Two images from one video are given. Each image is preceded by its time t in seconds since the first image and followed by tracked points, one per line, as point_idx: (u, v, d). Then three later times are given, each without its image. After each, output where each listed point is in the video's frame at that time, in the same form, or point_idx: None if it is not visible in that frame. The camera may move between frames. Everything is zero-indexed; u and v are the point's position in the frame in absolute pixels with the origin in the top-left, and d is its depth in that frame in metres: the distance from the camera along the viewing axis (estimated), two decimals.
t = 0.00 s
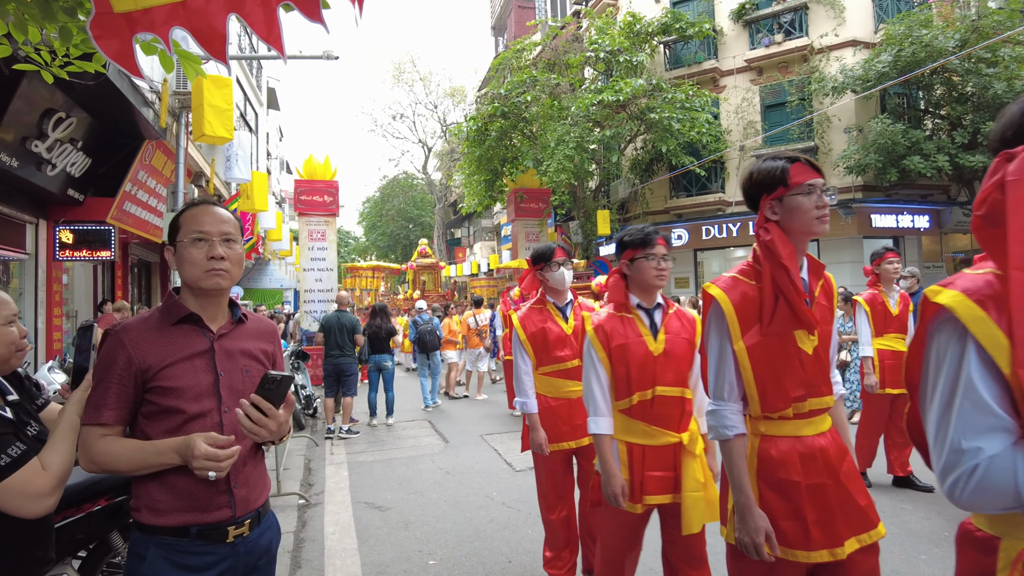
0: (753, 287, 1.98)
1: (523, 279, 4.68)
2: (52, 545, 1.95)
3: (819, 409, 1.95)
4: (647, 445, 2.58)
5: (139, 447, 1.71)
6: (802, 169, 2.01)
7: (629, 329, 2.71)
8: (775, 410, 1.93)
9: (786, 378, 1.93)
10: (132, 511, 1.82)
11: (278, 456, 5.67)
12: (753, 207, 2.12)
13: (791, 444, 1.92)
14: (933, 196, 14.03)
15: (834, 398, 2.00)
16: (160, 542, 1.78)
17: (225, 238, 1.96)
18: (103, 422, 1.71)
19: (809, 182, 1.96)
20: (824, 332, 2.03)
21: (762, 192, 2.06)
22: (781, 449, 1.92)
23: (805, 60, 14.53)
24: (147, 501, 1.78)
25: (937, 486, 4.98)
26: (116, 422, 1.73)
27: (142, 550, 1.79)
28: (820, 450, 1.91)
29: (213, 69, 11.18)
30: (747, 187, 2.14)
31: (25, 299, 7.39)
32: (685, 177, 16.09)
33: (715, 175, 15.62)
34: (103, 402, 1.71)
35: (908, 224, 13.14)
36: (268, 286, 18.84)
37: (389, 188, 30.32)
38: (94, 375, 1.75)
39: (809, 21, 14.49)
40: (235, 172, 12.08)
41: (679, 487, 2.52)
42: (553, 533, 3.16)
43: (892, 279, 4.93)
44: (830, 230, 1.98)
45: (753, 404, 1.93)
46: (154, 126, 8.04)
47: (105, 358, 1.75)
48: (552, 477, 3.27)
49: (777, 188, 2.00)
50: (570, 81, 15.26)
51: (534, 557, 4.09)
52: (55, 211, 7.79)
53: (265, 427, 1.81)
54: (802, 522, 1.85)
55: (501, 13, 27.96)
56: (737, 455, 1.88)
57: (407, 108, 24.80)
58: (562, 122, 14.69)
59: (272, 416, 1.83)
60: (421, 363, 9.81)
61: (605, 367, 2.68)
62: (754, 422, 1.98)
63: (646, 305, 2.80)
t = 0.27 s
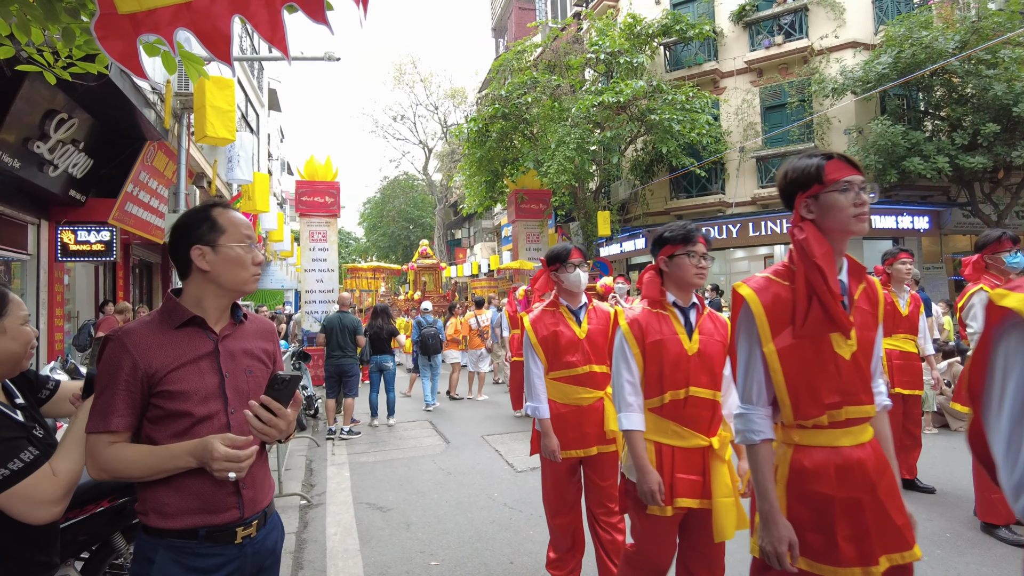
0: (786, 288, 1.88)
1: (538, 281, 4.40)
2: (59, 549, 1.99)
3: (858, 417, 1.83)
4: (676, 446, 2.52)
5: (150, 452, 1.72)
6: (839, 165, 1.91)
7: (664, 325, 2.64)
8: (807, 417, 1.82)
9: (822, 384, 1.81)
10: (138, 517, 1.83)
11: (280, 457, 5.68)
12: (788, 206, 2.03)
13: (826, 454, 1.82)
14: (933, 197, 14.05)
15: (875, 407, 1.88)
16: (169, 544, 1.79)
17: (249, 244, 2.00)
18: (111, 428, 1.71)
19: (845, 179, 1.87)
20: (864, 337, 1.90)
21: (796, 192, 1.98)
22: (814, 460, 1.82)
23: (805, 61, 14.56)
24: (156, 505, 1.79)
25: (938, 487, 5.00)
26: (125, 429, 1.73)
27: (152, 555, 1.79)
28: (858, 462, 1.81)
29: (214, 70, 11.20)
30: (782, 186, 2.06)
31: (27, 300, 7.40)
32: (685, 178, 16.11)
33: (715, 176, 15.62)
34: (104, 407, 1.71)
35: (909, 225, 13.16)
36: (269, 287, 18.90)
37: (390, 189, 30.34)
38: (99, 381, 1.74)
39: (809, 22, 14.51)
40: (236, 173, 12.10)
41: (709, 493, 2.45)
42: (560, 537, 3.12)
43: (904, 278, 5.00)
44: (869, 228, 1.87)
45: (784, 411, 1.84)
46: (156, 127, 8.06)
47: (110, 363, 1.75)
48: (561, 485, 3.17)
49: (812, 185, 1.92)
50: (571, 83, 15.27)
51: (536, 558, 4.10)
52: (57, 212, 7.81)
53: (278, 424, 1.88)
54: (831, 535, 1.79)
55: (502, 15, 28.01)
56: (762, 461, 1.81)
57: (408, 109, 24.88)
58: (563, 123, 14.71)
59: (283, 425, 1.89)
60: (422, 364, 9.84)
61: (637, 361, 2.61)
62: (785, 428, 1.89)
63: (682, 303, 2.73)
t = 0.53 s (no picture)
0: (830, 286, 1.83)
1: (560, 277, 4.16)
2: (60, 548, 1.97)
3: (904, 425, 1.78)
4: (690, 450, 2.48)
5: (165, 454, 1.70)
6: (884, 158, 1.83)
7: (684, 326, 2.58)
8: (849, 421, 1.78)
9: (864, 388, 1.76)
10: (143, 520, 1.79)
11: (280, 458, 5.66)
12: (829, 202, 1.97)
13: (868, 462, 1.78)
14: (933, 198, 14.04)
15: (922, 413, 1.82)
16: (179, 546, 1.76)
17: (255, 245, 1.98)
18: (119, 433, 1.66)
19: (891, 172, 1.80)
20: (912, 340, 1.84)
21: (836, 188, 1.92)
22: (855, 467, 1.78)
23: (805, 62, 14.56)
24: (167, 508, 1.75)
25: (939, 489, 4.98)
26: (134, 432, 1.68)
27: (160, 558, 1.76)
28: (901, 471, 1.77)
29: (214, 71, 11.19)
30: (824, 180, 1.99)
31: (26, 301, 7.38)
32: (685, 179, 16.09)
33: (715, 177, 15.61)
34: (113, 409, 1.66)
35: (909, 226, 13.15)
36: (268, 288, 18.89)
37: (390, 189, 30.33)
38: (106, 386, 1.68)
39: (809, 23, 14.51)
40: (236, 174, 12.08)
41: (722, 498, 2.43)
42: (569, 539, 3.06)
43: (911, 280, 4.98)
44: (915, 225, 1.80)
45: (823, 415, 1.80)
46: (156, 128, 8.04)
47: (116, 366, 1.69)
48: (575, 490, 3.11)
49: (856, 180, 1.85)
50: (571, 84, 15.24)
51: (537, 561, 4.08)
52: (56, 213, 7.79)
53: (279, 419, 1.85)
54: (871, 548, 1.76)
55: (502, 16, 28.01)
56: (795, 465, 1.77)
57: (408, 110, 24.87)
58: (563, 124, 14.71)
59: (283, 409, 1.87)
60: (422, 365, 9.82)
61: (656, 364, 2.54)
62: (823, 433, 1.85)
63: (704, 304, 2.66)
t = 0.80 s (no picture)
0: (856, 283, 1.79)
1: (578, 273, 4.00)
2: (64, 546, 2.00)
3: (930, 428, 1.74)
4: (698, 455, 2.45)
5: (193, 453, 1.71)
6: (921, 152, 1.79)
7: (694, 328, 2.53)
8: (869, 421, 1.74)
9: (889, 389, 1.72)
10: (147, 526, 1.76)
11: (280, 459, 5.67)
12: (860, 192, 1.92)
13: (887, 465, 1.74)
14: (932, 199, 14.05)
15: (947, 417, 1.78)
16: (194, 547, 1.76)
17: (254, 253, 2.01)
18: (142, 437, 1.65)
19: (929, 167, 1.75)
20: (941, 339, 1.80)
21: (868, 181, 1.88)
22: (873, 470, 1.74)
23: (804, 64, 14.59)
24: (180, 510, 1.75)
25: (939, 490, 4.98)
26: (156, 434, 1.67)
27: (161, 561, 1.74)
28: (920, 474, 1.73)
29: (214, 73, 11.21)
30: (855, 173, 1.95)
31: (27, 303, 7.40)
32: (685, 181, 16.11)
33: (715, 178, 15.64)
34: (138, 414, 1.65)
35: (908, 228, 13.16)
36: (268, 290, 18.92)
37: (390, 191, 30.38)
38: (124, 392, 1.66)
39: (808, 25, 14.54)
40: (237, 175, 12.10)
41: (727, 504, 2.41)
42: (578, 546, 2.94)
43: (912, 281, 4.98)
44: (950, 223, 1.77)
45: (844, 414, 1.76)
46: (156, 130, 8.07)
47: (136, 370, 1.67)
48: (591, 496, 3.00)
49: (890, 174, 1.81)
50: (571, 85, 15.26)
51: (536, 561, 4.09)
52: (57, 215, 7.81)
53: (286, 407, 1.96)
54: (894, 554, 1.71)
55: (502, 18, 28.06)
56: (822, 466, 1.73)
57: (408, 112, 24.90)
58: (562, 126, 14.73)
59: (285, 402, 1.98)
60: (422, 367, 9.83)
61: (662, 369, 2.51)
62: (846, 435, 1.80)
63: (715, 306, 2.63)
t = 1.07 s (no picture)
0: (878, 282, 1.78)
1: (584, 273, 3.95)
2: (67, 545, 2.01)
3: (946, 436, 1.73)
4: (719, 467, 2.28)
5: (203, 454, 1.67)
6: (955, 148, 1.74)
7: (700, 334, 2.37)
8: (887, 428, 1.72)
9: (910, 394, 1.71)
10: (142, 536, 1.72)
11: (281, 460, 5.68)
12: (884, 187, 1.88)
13: (905, 472, 1.72)
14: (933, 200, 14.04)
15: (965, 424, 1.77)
16: (190, 556, 1.76)
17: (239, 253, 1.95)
18: (155, 440, 1.61)
19: (962, 163, 1.70)
20: (962, 344, 1.80)
21: (895, 176, 1.83)
22: (890, 476, 1.72)
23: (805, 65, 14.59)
24: (179, 520, 1.73)
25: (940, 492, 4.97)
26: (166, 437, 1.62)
27: (153, 569, 1.71)
28: (939, 482, 1.71)
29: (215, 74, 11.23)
30: (879, 165, 1.90)
31: (28, 304, 7.40)
32: (686, 182, 16.11)
33: (715, 179, 15.64)
34: (148, 417, 1.60)
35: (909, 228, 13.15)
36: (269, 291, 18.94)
37: (391, 192, 30.40)
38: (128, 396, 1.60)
39: (809, 26, 14.53)
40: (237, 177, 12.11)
41: (749, 514, 2.27)
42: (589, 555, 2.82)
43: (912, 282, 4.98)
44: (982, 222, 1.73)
45: (861, 418, 1.73)
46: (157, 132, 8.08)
47: (144, 373, 1.62)
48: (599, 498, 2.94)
49: (921, 169, 1.76)
50: (571, 86, 15.26)
51: (537, 563, 4.09)
52: (58, 216, 7.81)
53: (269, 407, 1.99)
54: (909, 563, 1.70)
55: (502, 20, 28.07)
56: (839, 473, 1.70)
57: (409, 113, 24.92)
58: (563, 127, 14.74)
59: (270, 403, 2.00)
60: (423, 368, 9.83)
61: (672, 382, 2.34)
62: (858, 440, 1.78)
63: (716, 308, 2.49)
